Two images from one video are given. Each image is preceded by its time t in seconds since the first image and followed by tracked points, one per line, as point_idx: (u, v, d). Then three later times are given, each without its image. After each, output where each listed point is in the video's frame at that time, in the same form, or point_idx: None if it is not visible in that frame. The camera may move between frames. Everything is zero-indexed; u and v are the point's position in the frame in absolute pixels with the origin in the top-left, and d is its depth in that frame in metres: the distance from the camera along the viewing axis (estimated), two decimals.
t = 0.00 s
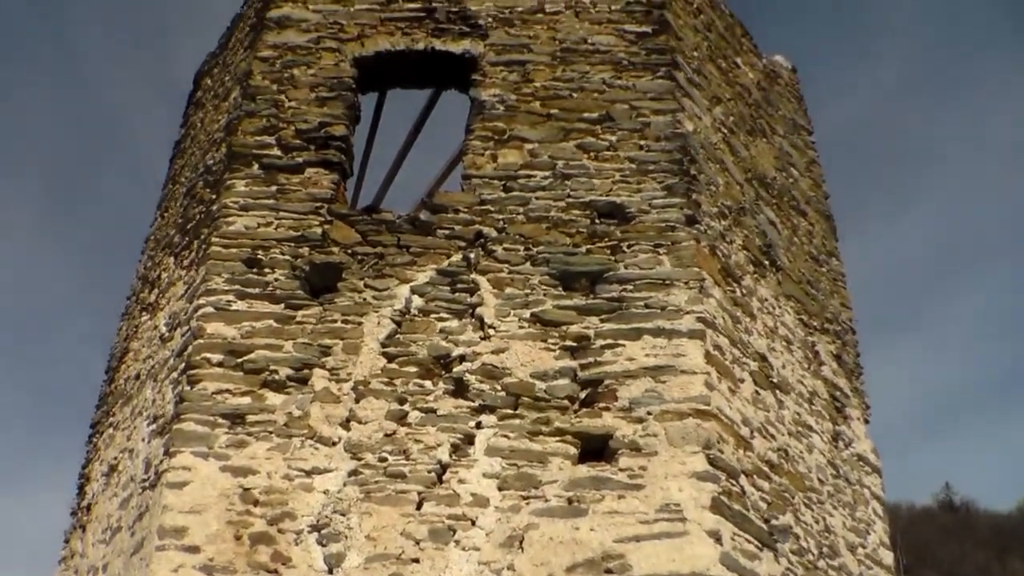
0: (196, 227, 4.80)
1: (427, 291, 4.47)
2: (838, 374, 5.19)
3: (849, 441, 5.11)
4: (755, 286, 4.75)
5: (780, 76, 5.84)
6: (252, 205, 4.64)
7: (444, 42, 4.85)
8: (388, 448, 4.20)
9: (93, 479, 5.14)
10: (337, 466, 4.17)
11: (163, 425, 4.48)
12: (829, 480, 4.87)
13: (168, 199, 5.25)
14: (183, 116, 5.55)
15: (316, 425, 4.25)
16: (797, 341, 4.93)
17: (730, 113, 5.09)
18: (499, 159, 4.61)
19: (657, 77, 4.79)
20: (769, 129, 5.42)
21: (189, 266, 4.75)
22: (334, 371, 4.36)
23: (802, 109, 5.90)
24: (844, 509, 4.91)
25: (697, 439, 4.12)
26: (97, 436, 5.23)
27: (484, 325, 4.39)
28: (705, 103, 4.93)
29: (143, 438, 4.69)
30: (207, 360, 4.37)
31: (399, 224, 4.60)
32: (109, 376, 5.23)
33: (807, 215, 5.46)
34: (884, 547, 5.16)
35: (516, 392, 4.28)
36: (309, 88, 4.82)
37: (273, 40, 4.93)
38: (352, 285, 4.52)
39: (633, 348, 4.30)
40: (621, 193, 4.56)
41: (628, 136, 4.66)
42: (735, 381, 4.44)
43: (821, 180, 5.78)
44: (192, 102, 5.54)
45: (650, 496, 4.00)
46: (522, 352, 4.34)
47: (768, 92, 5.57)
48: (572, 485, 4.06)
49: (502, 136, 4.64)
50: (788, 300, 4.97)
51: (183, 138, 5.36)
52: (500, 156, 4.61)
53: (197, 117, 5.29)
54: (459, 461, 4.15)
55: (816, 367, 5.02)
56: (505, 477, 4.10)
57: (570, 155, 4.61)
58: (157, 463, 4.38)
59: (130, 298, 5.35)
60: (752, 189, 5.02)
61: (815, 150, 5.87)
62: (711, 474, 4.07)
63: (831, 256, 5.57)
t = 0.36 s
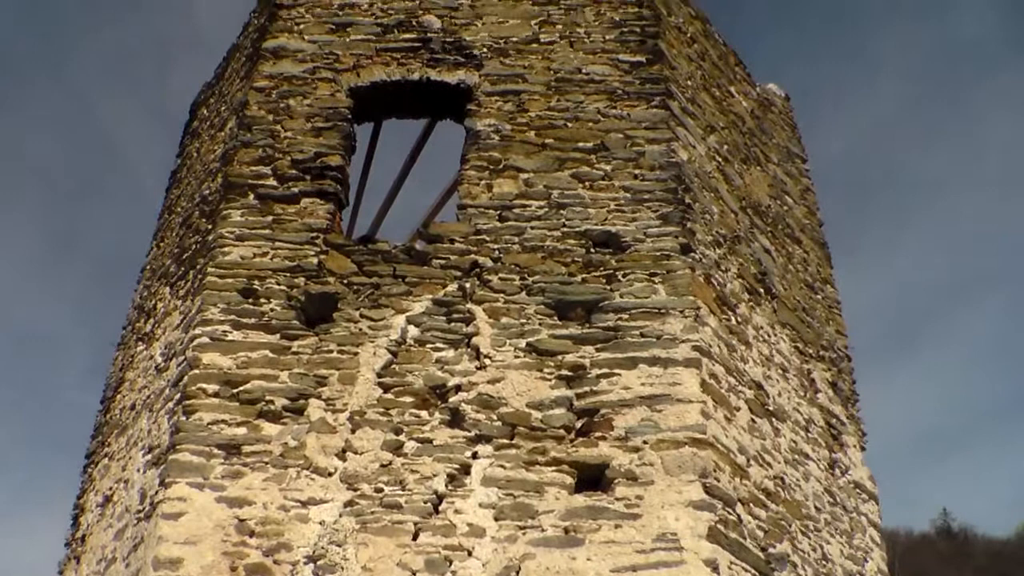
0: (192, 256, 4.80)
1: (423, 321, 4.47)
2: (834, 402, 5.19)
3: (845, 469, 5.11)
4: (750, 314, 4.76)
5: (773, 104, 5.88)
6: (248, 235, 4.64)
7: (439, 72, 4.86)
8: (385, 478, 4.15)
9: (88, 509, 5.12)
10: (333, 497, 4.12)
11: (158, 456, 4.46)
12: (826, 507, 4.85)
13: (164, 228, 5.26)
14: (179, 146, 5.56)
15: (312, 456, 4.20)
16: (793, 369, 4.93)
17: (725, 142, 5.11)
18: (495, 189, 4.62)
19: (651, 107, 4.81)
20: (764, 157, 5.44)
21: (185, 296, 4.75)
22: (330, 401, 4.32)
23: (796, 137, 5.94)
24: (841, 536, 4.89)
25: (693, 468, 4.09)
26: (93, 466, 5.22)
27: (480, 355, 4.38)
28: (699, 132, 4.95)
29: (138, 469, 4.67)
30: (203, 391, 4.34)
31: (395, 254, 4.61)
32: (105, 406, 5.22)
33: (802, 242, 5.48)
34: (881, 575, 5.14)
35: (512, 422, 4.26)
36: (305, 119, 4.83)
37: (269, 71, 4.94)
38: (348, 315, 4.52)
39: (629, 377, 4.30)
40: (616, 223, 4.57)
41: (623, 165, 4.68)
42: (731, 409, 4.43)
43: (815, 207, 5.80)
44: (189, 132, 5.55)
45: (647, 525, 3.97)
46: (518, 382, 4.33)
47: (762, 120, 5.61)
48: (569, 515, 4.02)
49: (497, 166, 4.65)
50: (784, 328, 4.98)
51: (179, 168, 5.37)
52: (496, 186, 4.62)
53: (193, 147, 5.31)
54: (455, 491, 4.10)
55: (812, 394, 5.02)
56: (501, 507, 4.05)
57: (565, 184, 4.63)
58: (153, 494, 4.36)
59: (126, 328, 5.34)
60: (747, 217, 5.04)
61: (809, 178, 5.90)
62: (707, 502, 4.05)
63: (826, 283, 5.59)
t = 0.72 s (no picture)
0: (188, 286, 4.79)
1: (419, 351, 4.46)
2: (830, 431, 5.19)
3: (842, 497, 5.10)
4: (746, 342, 4.76)
5: (767, 134, 5.92)
6: (244, 264, 4.63)
7: (435, 102, 4.88)
8: (381, 508, 4.11)
9: (82, 539, 5.10)
10: (328, 526, 4.07)
11: (153, 485, 4.44)
12: (823, 536, 4.83)
13: (161, 257, 5.26)
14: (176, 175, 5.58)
15: (308, 485, 4.16)
16: (789, 398, 4.93)
17: (720, 171, 5.13)
18: (490, 219, 4.63)
19: (647, 137, 4.83)
20: (758, 187, 5.47)
21: (181, 325, 4.74)
22: (326, 431, 4.30)
23: (791, 167, 5.98)
24: (839, 565, 4.86)
25: (690, 497, 4.06)
26: (87, 495, 5.20)
27: (475, 385, 4.37)
28: (694, 162, 4.97)
29: (133, 498, 4.65)
30: (199, 420, 4.30)
31: (391, 284, 4.61)
32: (101, 436, 5.21)
33: (798, 271, 5.50)
34: None
35: (508, 452, 4.24)
36: (302, 148, 4.84)
37: (266, 100, 4.96)
38: (343, 344, 4.51)
39: (625, 407, 4.28)
40: (612, 252, 4.58)
41: (618, 196, 4.69)
42: (727, 439, 4.42)
43: (810, 236, 5.83)
44: (186, 161, 5.57)
45: (644, 555, 3.93)
46: (514, 412, 4.31)
47: (757, 150, 5.65)
48: (565, 545, 3.99)
49: (493, 196, 4.66)
50: (780, 357, 4.98)
51: (176, 197, 5.38)
52: (491, 216, 4.63)
53: (189, 176, 5.32)
54: (451, 520, 4.07)
55: (808, 423, 5.02)
56: (498, 537, 4.02)
57: (561, 214, 4.63)
58: (147, 524, 4.33)
59: (122, 357, 5.34)
60: (742, 246, 5.05)
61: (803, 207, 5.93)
62: (704, 532, 4.01)
63: (821, 311, 5.60)
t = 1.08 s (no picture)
0: (184, 309, 4.79)
1: (414, 376, 4.44)
2: (826, 457, 5.18)
3: (839, 524, 5.08)
4: (742, 369, 4.76)
5: (763, 160, 5.95)
6: (240, 289, 4.62)
7: (432, 127, 4.90)
8: (376, 534, 4.07)
9: (75, 564, 5.07)
10: (323, 552, 4.03)
11: (147, 509, 4.41)
12: (821, 564, 4.78)
13: (157, 281, 5.26)
14: (172, 198, 5.58)
15: (303, 510, 4.13)
16: (785, 424, 4.93)
17: (716, 198, 5.15)
18: (487, 244, 4.63)
19: (643, 162, 4.84)
20: (755, 213, 5.49)
21: (177, 348, 4.73)
22: (321, 456, 4.27)
23: (787, 193, 6.02)
24: None
25: (686, 524, 4.02)
26: (81, 519, 5.18)
27: (471, 411, 4.35)
28: (690, 188, 4.98)
29: (126, 523, 4.62)
30: (194, 444, 4.27)
31: (387, 309, 4.60)
32: (95, 459, 5.19)
33: (794, 297, 5.51)
34: None
35: (503, 477, 4.20)
36: (299, 173, 4.85)
37: (263, 124, 4.97)
38: (339, 370, 4.49)
39: (621, 434, 4.26)
40: (608, 278, 4.57)
41: (614, 222, 4.69)
42: (723, 465, 4.40)
43: (806, 262, 5.84)
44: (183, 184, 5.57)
45: None
46: (510, 438, 4.29)
47: (753, 176, 5.68)
48: (561, 571, 3.95)
49: (489, 222, 4.66)
50: (776, 383, 4.98)
51: (172, 220, 5.38)
52: (488, 241, 4.63)
53: (186, 199, 5.33)
54: (447, 546, 4.04)
55: (804, 449, 5.01)
56: (493, 563, 3.98)
57: (557, 240, 4.63)
58: (140, 548, 4.30)
59: (117, 380, 5.33)
60: (739, 272, 5.06)
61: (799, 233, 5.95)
62: (701, 558, 3.96)
63: (818, 337, 5.60)
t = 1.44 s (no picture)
0: (174, 338, 4.77)
1: (405, 405, 4.42)
2: (817, 484, 5.17)
3: (831, 551, 5.05)
4: (733, 396, 4.75)
5: (753, 188, 6.00)
6: (231, 317, 4.59)
7: (422, 156, 4.91)
8: (366, 564, 4.02)
9: None
10: None
11: (136, 539, 4.37)
12: None
13: (147, 308, 5.24)
14: (163, 227, 5.59)
15: (293, 540, 4.08)
16: (776, 452, 4.92)
17: (707, 225, 5.18)
18: (477, 273, 4.63)
19: (633, 191, 4.86)
20: (745, 240, 5.53)
21: (167, 377, 4.71)
22: (311, 486, 4.23)
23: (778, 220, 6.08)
24: None
25: (677, 552, 3.98)
26: (69, 549, 5.15)
27: (462, 440, 4.32)
28: (681, 216, 4.99)
29: (115, 553, 4.58)
30: (184, 473, 4.20)
31: (378, 338, 4.60)
32: (84, 488, 5.16)
33: (784, 324, 5.54)
34: None
35: (494, 506, 4.17)
36: (290, 201, 4.85)
37: (254, 153, 4.97)
38: (330, 399, 4.46)
39: (612, 462, 4.24)
40: (599, 306, 4.57)
41: (605, 250, 4.70)
42: (715, 493, 4.38)
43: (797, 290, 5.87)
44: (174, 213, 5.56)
45: None
46: (501, 467, 4.26)
47: (743, 203, 5.73)
48: None
49: (480, 250, 4.67)
50: (767, 411, 4.98)
51: (163, 248, 5.39)
52: (478, 270, 4.63)
53: (177, 228, 5.34)
54: None
55: (795, 476, 5.01)
56: None
57: (548, 269, 4.64)
58: None
59: (106, 408, 5.31)
60: (729, 299, 5.08)
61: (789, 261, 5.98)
62: None
63: (809, 364, 5.62)
